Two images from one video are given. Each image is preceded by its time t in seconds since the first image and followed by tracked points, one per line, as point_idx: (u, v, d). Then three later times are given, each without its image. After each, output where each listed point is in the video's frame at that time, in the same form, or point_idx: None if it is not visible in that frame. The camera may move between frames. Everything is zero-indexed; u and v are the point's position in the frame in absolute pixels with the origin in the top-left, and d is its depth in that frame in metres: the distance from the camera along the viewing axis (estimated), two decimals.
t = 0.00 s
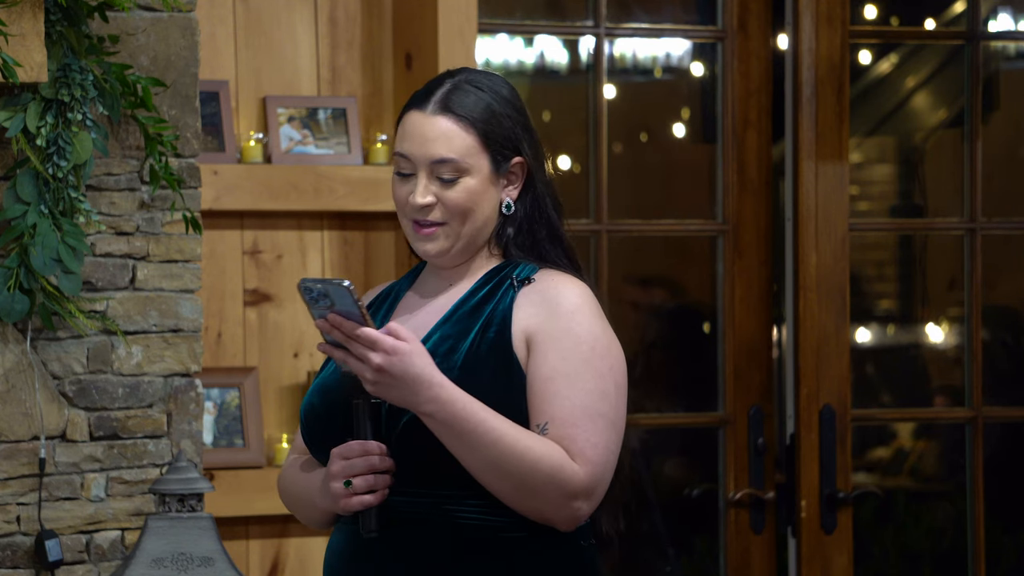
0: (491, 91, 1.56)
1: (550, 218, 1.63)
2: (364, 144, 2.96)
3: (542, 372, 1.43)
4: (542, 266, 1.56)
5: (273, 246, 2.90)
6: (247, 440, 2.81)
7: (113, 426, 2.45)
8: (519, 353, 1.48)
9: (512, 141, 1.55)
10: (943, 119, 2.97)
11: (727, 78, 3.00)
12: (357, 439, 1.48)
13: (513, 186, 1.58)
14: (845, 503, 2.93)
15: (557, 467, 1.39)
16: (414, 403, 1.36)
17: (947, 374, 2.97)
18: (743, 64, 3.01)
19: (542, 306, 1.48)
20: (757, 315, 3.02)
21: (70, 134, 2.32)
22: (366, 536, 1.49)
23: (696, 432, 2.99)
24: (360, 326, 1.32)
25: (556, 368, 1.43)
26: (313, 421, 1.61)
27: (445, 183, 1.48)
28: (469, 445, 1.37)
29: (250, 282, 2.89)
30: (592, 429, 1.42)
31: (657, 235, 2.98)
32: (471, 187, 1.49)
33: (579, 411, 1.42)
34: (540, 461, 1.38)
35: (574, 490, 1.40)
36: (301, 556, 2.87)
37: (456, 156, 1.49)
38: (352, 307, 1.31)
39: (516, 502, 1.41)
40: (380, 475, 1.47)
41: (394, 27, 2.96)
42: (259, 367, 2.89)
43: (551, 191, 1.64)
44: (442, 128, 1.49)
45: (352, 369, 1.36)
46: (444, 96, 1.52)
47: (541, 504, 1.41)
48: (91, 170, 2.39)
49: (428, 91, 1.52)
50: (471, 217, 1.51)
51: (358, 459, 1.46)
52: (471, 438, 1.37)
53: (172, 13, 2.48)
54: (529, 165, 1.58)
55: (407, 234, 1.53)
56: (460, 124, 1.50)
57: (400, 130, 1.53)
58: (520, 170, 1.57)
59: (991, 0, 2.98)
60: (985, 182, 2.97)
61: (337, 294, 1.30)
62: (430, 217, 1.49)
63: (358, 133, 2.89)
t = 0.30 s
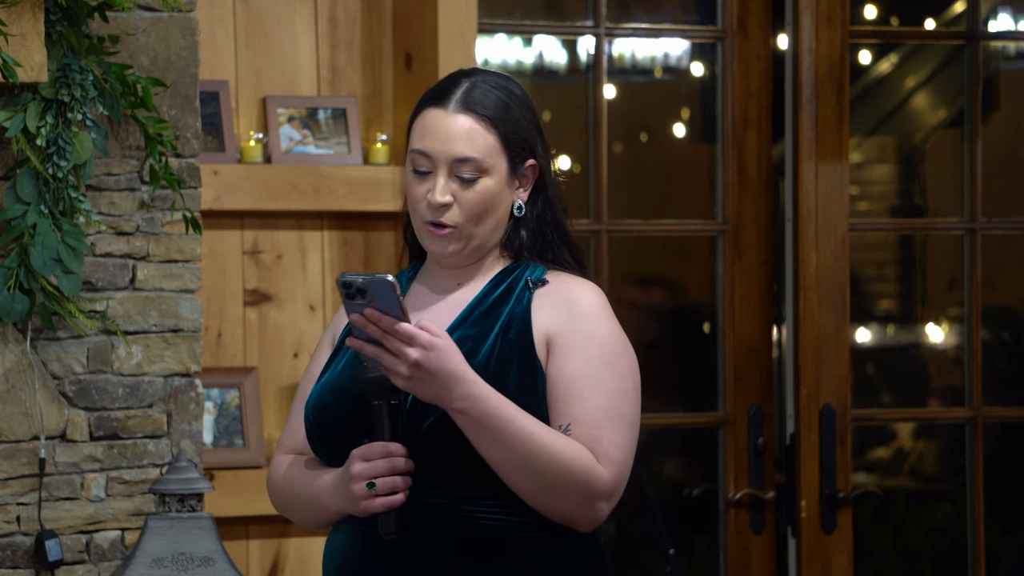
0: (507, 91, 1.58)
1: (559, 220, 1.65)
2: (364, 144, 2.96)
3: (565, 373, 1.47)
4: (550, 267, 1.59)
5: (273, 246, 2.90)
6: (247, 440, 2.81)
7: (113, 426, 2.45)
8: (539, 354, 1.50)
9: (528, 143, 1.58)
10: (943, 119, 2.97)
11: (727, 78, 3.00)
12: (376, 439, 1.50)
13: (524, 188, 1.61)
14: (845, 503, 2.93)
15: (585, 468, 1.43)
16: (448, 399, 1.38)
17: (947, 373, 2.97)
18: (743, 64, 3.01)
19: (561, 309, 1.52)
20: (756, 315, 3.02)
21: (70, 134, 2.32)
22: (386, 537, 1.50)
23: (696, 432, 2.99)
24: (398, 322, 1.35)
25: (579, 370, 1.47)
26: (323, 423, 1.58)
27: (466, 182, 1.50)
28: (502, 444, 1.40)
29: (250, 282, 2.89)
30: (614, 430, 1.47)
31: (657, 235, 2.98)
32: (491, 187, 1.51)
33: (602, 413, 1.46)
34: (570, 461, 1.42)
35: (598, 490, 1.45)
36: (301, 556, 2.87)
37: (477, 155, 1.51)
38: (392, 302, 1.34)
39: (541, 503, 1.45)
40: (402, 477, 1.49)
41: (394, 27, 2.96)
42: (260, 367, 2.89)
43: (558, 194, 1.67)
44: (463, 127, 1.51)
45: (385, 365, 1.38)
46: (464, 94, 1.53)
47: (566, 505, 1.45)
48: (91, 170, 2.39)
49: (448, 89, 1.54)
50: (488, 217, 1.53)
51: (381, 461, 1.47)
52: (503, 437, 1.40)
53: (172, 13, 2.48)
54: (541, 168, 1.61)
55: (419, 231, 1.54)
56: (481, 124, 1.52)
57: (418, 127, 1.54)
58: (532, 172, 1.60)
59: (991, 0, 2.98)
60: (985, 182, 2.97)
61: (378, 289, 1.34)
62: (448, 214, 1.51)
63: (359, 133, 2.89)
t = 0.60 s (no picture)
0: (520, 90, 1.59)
1: (567, 220, 1.66)
2: (364, 144, 2.96)
3: (581, 372, 1.48)
4: (559, 267, 1.60)
5: (273, 246, 2.90)
6: (247, 440, 2.81)
7: (113, 426, 2.45)
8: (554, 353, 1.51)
9: (540, 144, 1.59)
10: (943, 119, 2.97)
11: (728, 78, 3.00)
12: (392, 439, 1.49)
13: (533, 189, 1.61)
14: (845, 503, 2.93)
15: (604, 465, 1.43)
16: (469, 397, 1.39)
17: (947, 373, 2.97)
18: (743, 64, 3.01)
19: (575, 308, 1.53)
20: (756, 315, 3.02)
21: (70, 134, 2.32)
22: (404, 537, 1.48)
23: (696, 432, 2.99)
24: (422, 318, 1.36)
25: (594, 368, 1.48)
26: (334, 422, 1.59)
27: (476, 179, 1.51)
28: (522, 442, 1.40)
29: (250, 282, 2.88)
30: (630, 428, 1.47)
31: (657, 235, 2.98)
32: (502, 184, 1.52)
33: (619, 410, 1.47)
34: (590, 459, 1.42)
35: (616, 488, 1.45)
36: (301, 556, 2.87)
37: (489, 152, 1.52)
38: (417, 299, 1.35)
39: (561, 501, 1.45)
40: (421, 476, 1.48)
41: (394, 27, 2.96)
42: (260, 367, 2.89)
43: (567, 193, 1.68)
44: (476, 124, 1.52)
45: (407, 363, 1.39)
46: (477, 92, 1.55)
47: (584, 503, 1.45)
48: (91, 170, 2.39)
49: (461, 86, 1.55)
50: (498, 216, 1.53)
51: (400, 460, 1.46)
52: (524, 435, 1.40)
53: (171, 13, 2.48)
54: (552, 170, 1.61)
55: (428, 227, 1.54)
56: (493, 122, 1.53)
57: (430, 123, 1.55)
58: (542, 174, 1.61)
59: (991, 0, 2.98)
60: (985, 182, 2.97)
61: (402, 286, 1.34)
62: (458, 211, 1.51)
63: (359, 133, 2.89)
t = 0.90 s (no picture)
0: (527, 90, 1.59)
1: (577, 219, 1.66)
2: (364, 144, 2.96)
3: (589, 368, 1.48)
4: (570, 265, 1.60)
5: (273, 246, 2.90)
6: (247, 439, 2.81)
7: (113, 426, 2.45)
8: (562, 350, 1.51)
9: (546, 145, 1.58)
10: (943, 119, 2.97)
11: (727, 78, 3.00)
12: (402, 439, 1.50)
13: (541, 190, 1.61)
14: (845, 503, 2.93)
15: (612, 461, 1.43)
16: (472, 396, 1.39)
17: (948, 373, 2.97)
18: (743, 64, 3.01)
19: (582, 305, 1.52)
20: (757, 314, 3.02)
21: (70, 134, 2.32)
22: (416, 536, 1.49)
23: (696, 432, 2.99)
24: (423, 319, 1.36)
25: (602, 364, 1.48)
26: (345, 422, 1.59)
27: (479, 181, 1.51)
28: (528, 439, 1.40)
29: (250, 282, 2.88)
30: (639, 423, 1.47)
31: (657, 235, 2.98)
32: (504, 187, 1.52)
33: (627, 406, 1.47)
34: (596, 456, 1.42)
35: (625, 484, 1.45)
36: (301, 556, 2.87)
37: (492, 156, 1.52)
38: (416, 299, 1.36)
39: (569, 498, 1.45)
40: (429, 476, 1.48)
41: (393, 27, 2.96)
42: (259, 367, 2.89)
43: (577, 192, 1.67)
44: (480, 126, 1.52)
45: (410, 363, 1.40)
46: (483, 93, 1.54)
47: (593, 499, 1.45)
48: (91, 170, 2.39)
49: (467, 88, 1.55)
50: (501, 217, 1.54)
51: (408, 460, 1.47)
52: (529, 433, 1.40)
53: (171, 13, 2.48)
54: (559, 170, 1.61)
55: (434, 227, 1.55)
56: (497, 124, 1.53)
57: (436, 124, 1.55)
58: (549, 174, 1.60)
59: (991, 0, 2.98)
60: (985, 182, 2.97)
61: (402, 287, 1.36)
62: (461, 213, 1.52)
63: (359, 133, 2.89)
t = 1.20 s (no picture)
0: (528, 97, 1.58)
1: (585, 222, 1.65)
2: (364, 144, 2.96)
3: (592, 366, 1.47)
4: (580, 267, 1.59)
5: (273, 246, 2.90)
6: (247, 439, 2.80)
7: (112, 426, 2.45)
8: (566, 350, 1.51)
9: (547, 150, 1.58)
10: (943, 120, 2.97)
11: (727, 78, 3.00)
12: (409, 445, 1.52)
13: (546, 195, 1.61)
14: (845, 503, 2.93)
15: (613, 458, 1.42)
16: (467, 398, 1.39)
17: (948, 374, 2.97)
18: (743, 64, 3.01)
19: (586, 303, 1.52)
20: (757, 314, 3.02)
21: (70, 134, 2.32)
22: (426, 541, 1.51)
23: (696, 432, 2.99)
24: (411, 323, 1.37)
25: (605, 361, 1.47)
26: (363, 432, 1.63)
27: (475, 189, 1.52)
28: (526, 438, 1.40)
29: (250, 282, 2.89)
30: (643, 418, 1.45)
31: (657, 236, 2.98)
32: (501, 194, 1.52)
33: (631, 402, 1.45)
34: (597, 452, 1.41)
35: (629, 480, 1.44)
36: (301, 556, 2.88)
37: (486, 163, 1.52)
38: (403, 303, 1.36)
39: (572, 496, 1.45)
40: (436, 479, 1.50)
41: (394, 27, 2.96)
42: (259, 367, 2.89)
43: (586, 195, 1.66)
44: (475, 134, 1.53)
45: (404, 369, 1.40)
46: (480, 101, 1.55)
47: (597, 497, 1.44)
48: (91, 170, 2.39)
49: (466, 96, 1.56)
50: (500, 223, 1.54)
51: (413, 466, 1.49)
52: (527, 431, 1.40)
53: (172, 13, 2.48)
54: (562, 174, 1.60)
55: (438, 235, 1.57)
56: (493, 132, 1.53)
57: (436, 133, 1.57)
58: (553, 179, 1.59)
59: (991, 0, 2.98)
60: (985, 182, 2.97)
61: (389, 293, 1.36)
62: (460, 220, 1.53)
63: (359, 133, 2.90)
